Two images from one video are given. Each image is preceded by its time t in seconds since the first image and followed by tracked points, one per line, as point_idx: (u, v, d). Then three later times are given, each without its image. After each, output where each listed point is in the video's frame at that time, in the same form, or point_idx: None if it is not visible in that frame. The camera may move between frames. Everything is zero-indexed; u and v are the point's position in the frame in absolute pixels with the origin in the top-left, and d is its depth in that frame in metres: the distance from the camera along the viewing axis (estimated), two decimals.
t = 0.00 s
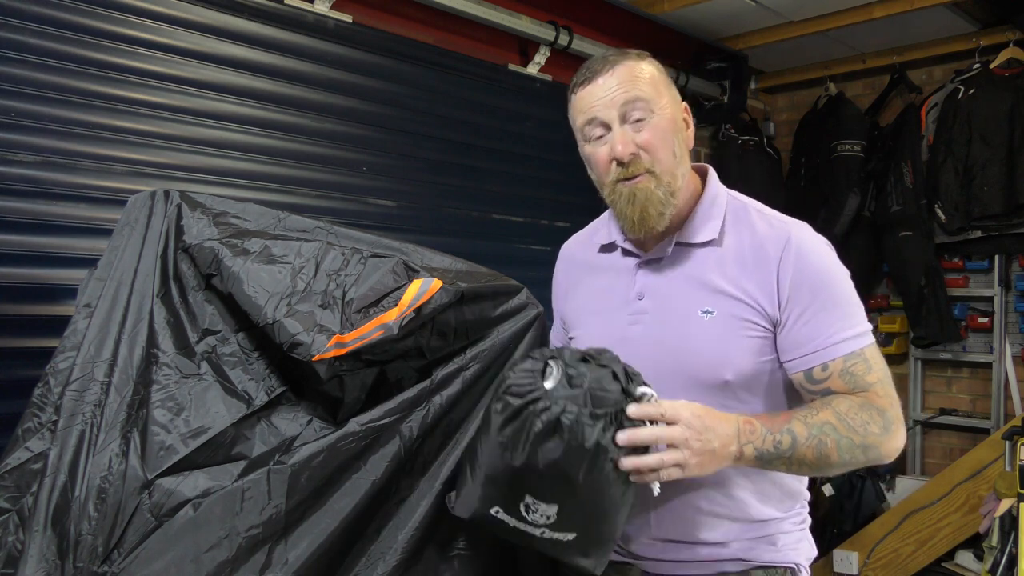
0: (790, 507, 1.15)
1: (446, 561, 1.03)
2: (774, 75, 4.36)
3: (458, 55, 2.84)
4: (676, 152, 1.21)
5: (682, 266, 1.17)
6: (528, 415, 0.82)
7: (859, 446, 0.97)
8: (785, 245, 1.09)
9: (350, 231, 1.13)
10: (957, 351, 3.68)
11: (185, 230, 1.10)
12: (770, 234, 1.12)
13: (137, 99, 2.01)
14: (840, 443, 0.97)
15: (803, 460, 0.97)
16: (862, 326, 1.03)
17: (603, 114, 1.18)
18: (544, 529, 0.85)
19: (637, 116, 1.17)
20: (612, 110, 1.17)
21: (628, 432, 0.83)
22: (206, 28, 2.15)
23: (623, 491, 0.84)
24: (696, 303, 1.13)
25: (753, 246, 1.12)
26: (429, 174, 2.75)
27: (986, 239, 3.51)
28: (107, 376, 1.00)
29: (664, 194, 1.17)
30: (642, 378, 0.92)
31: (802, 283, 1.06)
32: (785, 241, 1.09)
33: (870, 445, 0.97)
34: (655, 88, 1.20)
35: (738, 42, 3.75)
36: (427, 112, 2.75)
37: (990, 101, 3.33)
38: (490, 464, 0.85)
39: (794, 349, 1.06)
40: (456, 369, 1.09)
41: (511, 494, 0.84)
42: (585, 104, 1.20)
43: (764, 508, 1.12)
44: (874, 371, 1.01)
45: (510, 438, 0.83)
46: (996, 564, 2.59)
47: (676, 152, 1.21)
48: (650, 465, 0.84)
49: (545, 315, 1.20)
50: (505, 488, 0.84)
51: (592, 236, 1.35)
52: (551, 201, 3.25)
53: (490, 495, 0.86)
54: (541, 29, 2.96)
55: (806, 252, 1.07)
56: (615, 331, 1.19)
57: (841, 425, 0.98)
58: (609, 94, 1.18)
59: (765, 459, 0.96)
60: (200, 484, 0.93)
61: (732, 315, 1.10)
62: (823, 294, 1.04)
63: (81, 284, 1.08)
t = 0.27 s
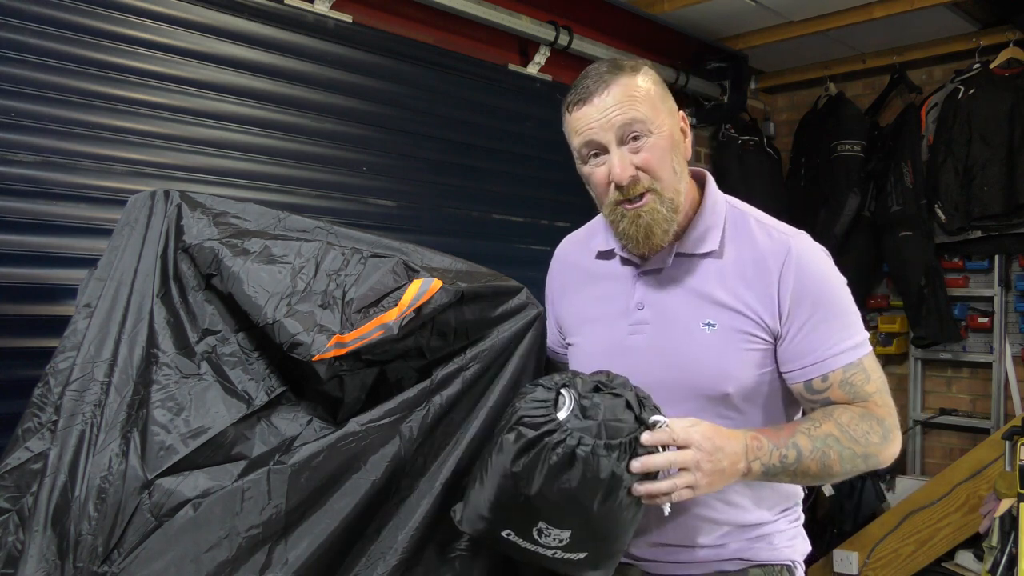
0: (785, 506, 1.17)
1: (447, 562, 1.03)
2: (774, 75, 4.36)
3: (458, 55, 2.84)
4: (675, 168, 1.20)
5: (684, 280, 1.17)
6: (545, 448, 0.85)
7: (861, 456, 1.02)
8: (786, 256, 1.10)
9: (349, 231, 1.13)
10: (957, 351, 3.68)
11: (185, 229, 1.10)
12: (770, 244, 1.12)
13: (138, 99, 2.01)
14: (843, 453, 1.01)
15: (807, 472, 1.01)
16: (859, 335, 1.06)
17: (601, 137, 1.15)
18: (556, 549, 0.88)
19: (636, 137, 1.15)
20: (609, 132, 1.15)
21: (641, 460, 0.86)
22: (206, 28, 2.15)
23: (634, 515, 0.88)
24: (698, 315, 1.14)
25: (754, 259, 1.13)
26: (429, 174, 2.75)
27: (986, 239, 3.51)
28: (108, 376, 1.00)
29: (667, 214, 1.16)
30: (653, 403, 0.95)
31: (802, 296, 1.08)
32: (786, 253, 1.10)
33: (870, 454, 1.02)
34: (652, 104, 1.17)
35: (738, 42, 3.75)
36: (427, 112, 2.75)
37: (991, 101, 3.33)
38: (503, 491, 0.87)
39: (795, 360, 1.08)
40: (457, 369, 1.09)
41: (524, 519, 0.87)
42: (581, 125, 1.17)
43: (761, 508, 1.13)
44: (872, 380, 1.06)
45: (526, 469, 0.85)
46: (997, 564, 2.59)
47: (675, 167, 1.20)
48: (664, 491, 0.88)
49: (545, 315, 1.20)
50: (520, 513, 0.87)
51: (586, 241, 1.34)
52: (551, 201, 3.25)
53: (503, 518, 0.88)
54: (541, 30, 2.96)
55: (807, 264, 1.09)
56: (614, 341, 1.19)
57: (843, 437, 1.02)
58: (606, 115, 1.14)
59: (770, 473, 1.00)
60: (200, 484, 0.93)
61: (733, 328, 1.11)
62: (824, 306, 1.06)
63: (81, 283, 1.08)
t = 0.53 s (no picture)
0: (783, 507, 1.16)
1: (445, 562, 1.02)
2: (774, 75, 4.36)
3: (458, 55, 2.84)
4: (674, 166, 1.20)
5: (683, 278, 1.17)
6: (536, 439, 0.85)
7: (857, 457, 1.01)
8: (783, 256, 1.10)
9: (350, 231, 1.13)
10: (958, 351, 3.68)
11: (185, 230, 1.10)
12: (767, 244, 1.12)
13: (138, 99, 2.01)
14: (839, 454, 1.01)
15: (803, 472, 1.01)
16: (858, 336, 1.06)
17: (600, 134, 1.16)
18: (549, 545, 0.88)
19: (634, 135, 1.16)
20: (608, 130, 1.15)
21: (634, 455, 0.85)
22: (206, 28, 2.15)
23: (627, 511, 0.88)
24: (695, 316, 1.14)
25: (751, 259, 1.13)
26: (429, 174, 2.75)
27: (986, 239, 3.51)
28: (108, 376, 1.00)
29: (665, 213, 1.17)
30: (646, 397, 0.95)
31: (799, 296, 1.08)
32: (783, 252, 1.10)
33: (866, 455, 1.02)
34: (651, 102, 1.17)
35: (738, 42, 3.75)
36: (427, 112, 2.75)
37: (990, 101, 3.33)
38: (497, 483, 0.88)
39: (791, 360, 1.08)
40: (457, 369, 1.09)
41: (517, 513, 0.88)
42: (581, 122, 1.17)
43: (758, 509, 1.13)
44: (869, 381, 1.05)
45: (518, 460, 0.86)
46: (997, 564, 2.59)
47: (675, 165, 1.20)
48: (657, 487, 0.87)
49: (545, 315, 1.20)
50: (513, 506, 0.88)
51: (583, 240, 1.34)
52: (551, 201, 3.25)
53: (497, 511, 0.89)
54: (541, 30, 2.96)
55: (804, 264, 1.08)
56: (612, 340, 1.19)
57: (839, 437, 1.02)
58: (605, 113, 1.15)
59: (765, 472, 1.00)
60: (200, 484, 0.93)
61: (730, 328, 1.11)
62: (821, 307, 1.06)
63: (81, 283, 1.08)
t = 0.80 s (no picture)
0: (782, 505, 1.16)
1: (443, 563, 1.02)
2: (774, 75, 4.36)
3: (458, 55, 2.84)
4: (676, 162, 1.20)
5: (681, 274, 1.17)
6: (527, 431, 0.86)
7: (854, 457, 1.00)
8: (782, 254, 1.10)
9: (350, 231, 1.13)
10: (958, 351, 3.68)
11: (185, 230, 1.10)
12: (767, 243, 1.12)
13: (138, 99, 2.01)
14: (836, 453, 1.00)
15: (799, 470, 1.00)
16: (857, 337, 1.05)
17: (602, 128, 1.16)
18: (542, 539, 0.88)
19: (637, 130, 1.16)
20: (611, 124, 1.15)
21: (626, 447, 0.84)
22: (206, 28, 2.15)
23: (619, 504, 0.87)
24: (692, 313, 1.14)
25: (749, 257, 1.13)
26: (429, 174, 2.75)
27: (986, 239, 3.51)
28: (107, 376, 1.00)
29: (665, 208, 1.17)
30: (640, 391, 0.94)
31: (797, 295, 1.07)
32: (782, 251, 1.10)
33: (864, 456, 1.00)
34: (654, 98, 1.18)
35: (738, 42, 3.75)
36: (427, 112, 2.75)
37: (990, 101, 3.33)
38: (491, 475, 0.88)
39: (789, 360, 1.07)
40: (457, 369, 1.09)
41: (510, 504, 0.88)
42: (583, 117, 1.18)
43: (756, 509, 1.13)
44: (868, 382, 1.04)
45: (509, 451, 0.86)
46: (997, 564, 2.59)
47: (676, 162, 1.20)
48: (647, 479, 0.86)
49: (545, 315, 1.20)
50: (505, 498, 0.88)
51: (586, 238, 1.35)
52: (551, 201, 3.25)
53: (491, 502, 0.89)
54: (541, 30, 2.96)
55: (803, 262, 1.08)
56: (609, 337, 1.19)
57: (836, 436, 1.00)
58: (608, 107, 1.15)
59: (761, 469, 0.98)
60: (200, 484, 0.93)
61: (727, 326, 1.11)
62: (820, 307, 1.05)
63: (81, 284, 1.08)
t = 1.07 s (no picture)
0: (780, 511, 1.13)
1: (441, 561, 1.02)
2: (774, 75, 4.36)
3: (458, 55, 2.84)
4: (688, 139, 1.21)
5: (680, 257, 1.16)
6: (491, 409, 0.83)
7: (849, 456, 0.95)
8: (787, 242, 1.06)
9: (350, 231, 1.13)
10: (957, 351, 3.68)
11: (185, 230, 1.10)
12: (772, 230, 1.09)
13: (138, 99, 2.01)
14: (828, 451, 0.96)
15: (787, 466, 0.96)
16: (865, 334, 1.00)
17: (614, 94, 1.19)
18: (515, 522, 0.84)
19: (648, 99, 1.18)
20: (622, 91, 1.18)
21: (592, 428, 0.81)
22: (206, 28, 2.15)
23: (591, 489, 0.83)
24: (689, 294, 1.12)
25: (753, 243, 1.10)
26: (429, 174, 2.75)
27: (986, 239, 3.51)
28: (107, 376, 1.00)
29: (671, 181, 1.17)
30: (612, 374, 0.92)
31: (800, 284, 1.03)
32: (787, 240, 1.07)
33: (861, 456, 0.95)
34: (669, 73, 1.20)
35: (738, 42, 3.75)
36: (427, 112, 2.75)
37: (990, 101, 3.33)
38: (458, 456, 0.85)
39: (787, 350, 1.04)
40: (457, 368, 1.09)
41: (478, 487, 0.84)
42: (599, 83, 1.21)
43: (749, 515, 1.10)
44: (872, 379, 0.99)
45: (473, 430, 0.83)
46: (997, 564, 2.59)
47: (688, 139, 1.21)
48: (618, 464, 0.82)
49: (545, 315, 1.21)
50: (472, 480, 0.84)
51: (600, 226, 1.36)
52: (551, 201, 3.25)
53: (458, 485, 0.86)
54: (541, 29, 2.96)
55: (808, 250, 1.04)
56: (608, 318, 1.19)
57: (830, 433, 0.96)
58: (622, 74, 1.18)
59: (745, 463, 0.96)
60: (200, 484, 0.93)
61: (723, 310, 1.09)
62: (824, 297, 1.01)
63: (81, 284, 1.08)
